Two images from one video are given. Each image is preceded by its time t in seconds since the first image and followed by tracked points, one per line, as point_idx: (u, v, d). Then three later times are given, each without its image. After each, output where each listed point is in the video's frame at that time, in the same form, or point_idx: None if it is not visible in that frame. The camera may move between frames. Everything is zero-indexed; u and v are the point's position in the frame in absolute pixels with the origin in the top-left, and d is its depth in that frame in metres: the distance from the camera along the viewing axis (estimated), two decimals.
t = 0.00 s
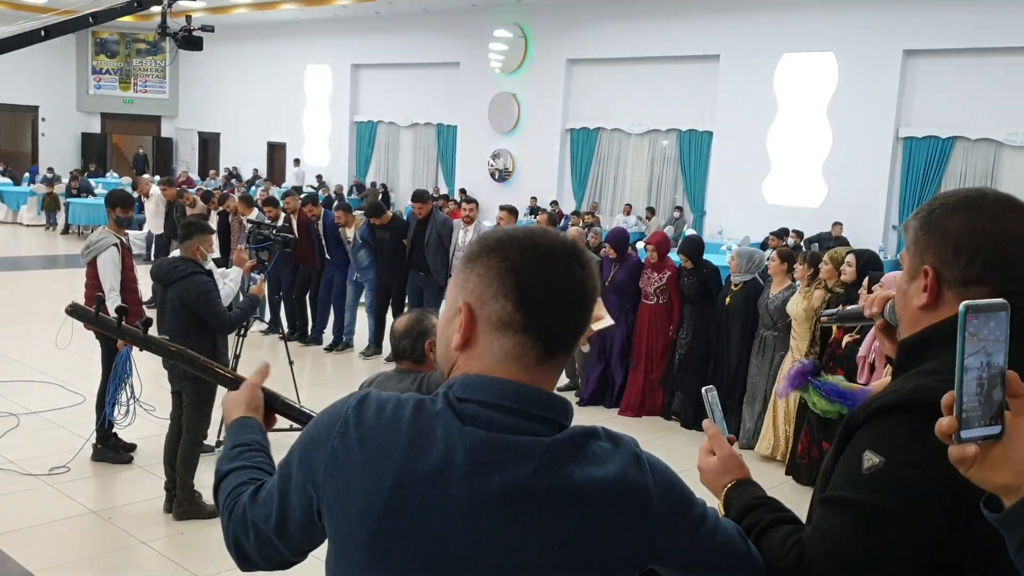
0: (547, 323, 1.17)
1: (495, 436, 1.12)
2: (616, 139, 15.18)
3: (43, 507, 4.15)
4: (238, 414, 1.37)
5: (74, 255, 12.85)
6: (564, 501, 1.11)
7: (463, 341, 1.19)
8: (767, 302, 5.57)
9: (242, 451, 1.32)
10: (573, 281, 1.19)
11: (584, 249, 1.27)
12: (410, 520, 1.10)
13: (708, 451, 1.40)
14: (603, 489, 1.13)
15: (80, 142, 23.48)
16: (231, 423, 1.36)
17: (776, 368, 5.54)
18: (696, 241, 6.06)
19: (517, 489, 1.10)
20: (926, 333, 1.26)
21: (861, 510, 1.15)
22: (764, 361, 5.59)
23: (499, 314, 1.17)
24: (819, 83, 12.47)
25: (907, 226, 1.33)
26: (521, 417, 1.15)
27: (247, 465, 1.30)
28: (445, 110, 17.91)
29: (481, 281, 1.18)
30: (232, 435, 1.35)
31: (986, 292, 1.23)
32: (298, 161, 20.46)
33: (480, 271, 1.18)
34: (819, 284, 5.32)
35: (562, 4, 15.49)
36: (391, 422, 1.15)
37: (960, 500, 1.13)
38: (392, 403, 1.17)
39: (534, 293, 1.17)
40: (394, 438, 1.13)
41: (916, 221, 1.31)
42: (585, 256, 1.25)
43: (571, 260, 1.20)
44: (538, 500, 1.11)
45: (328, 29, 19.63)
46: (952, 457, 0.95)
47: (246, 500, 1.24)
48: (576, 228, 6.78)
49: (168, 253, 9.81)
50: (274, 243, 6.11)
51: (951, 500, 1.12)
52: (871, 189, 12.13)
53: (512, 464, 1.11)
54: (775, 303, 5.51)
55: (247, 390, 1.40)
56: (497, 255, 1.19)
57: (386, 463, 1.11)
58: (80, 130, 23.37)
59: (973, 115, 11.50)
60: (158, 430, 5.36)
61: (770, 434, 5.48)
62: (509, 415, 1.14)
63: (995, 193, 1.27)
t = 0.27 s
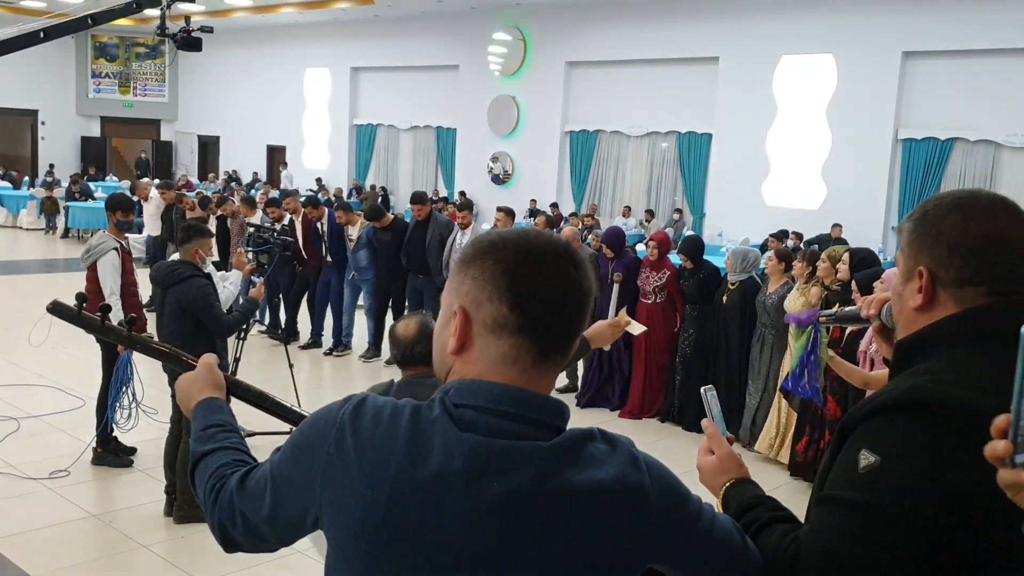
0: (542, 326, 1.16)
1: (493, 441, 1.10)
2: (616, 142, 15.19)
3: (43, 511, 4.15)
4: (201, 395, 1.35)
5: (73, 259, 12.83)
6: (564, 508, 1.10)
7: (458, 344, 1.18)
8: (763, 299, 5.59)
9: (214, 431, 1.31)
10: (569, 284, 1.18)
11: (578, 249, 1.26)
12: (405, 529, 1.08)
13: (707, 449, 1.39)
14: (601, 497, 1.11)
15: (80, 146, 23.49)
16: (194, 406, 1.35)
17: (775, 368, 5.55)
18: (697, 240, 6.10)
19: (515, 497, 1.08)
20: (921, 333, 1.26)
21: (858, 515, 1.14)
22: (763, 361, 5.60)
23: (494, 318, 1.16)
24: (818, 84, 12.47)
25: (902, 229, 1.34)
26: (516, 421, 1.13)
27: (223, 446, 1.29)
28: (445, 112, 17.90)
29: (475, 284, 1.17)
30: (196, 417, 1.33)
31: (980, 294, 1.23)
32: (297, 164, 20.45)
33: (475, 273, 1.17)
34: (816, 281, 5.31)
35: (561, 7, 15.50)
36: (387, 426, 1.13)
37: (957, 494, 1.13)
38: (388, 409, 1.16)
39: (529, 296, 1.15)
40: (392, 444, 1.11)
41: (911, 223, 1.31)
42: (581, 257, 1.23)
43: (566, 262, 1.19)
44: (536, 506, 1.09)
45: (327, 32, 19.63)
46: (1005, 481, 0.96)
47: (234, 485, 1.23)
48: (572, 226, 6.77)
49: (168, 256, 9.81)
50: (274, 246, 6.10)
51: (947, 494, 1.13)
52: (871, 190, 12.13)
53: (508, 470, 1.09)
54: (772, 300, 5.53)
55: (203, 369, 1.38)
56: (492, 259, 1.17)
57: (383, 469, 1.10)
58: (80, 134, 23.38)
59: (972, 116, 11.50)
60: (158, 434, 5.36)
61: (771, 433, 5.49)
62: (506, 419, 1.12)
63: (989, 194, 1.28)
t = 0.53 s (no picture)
0: (539, 326, 1.14)
1: (487, 444, 1.07)
2: (616, 143, 15.20)
3: (43, 513, 4.14)
4: (189, 403, 1.30)
5: (73, 261, 12.83)
6: (563, 511, 1.08)
7: (454, 346, 1.15)
8: (757, 301, 5.63)
9: (204, 442, 1.25)
10: (565, 286, 1.16)
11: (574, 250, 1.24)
12: (397, 535, 1.04)
13: (702, 450, 1.39)
14: (598, 496, 1.10)
15: (80, 147, 23.50)
16: (182, 414, 1.30)
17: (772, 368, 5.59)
18: (696, 240, 6.08)
19: (511, 500, 1.06)
20: (915, 333, 1.26)
21: (856, 522, 1.13)
22: (762, 362, 5.63)
23: (490, 319, 1.13)
24: (818, 86, 12.48)
25: (898, 230, 1.34)
26: (510, 422, 1.10)
27: (211, 457, 1.23)
28: (444, 114, 17.91)
29: (471, 284, 1.14)
30: (183, 428, 1.28)
31: (975, 293, 1.24)
32: (297, 165, 20.47)
33: (472, 274, 1.15)
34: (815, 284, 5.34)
35: (561, 8, 15.50)
36: (377, 431, 1.09)
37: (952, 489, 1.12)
38: (380, 415, 1.11)
39: (526, 297, 1.13)
40: (385, 450, 1.07)
41: (907, 223, 1.31)
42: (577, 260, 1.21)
43: (562, 263, 1.17)
44: (533, 507, 1.07)
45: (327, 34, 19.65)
46: None
47: (224, 499, 1.16)
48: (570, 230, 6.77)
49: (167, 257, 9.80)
50: (274, 248, 6.10)
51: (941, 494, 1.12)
52: (871, 192, 12.13)
53: (502, 471, 1.07)
54: (766, 302, 5.57)
55: (195, 377, 1.33)
56: (488, 259, 1.15)
57: (376, 474, 1.05)
58: (80, 136, 23.41)
59: (973, 118, 11.51)
60: (158, 435, 5.36)
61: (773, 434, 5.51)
62: (501, 421, 1.10)
63: (985, 194, 1.28)
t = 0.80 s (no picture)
0: (527, 326, 1.13)
1: (475, 449, 1.06)
2: (616, 146, 15.20)
3: (42, 516, 4.14)
4: (180, 411, 1.28)
5: (73, 264, 12.83)
6: (554, 513, 1.07)
7: (443, 349, 1.15)
8: (756, 302, 5.64)
9: (192, 449, 1.24)
10: (552, 288, 1.15)
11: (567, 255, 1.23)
12: (385, 540, 1.04)
13: (698, 451, 1.38)
14: (590, 498, 1.09)
15: (79, 150, 23.50)
16: (172, 422, 1.28)
17: (769, 370, 5.59)
18: (696, 241, 6.07)
19: (500, 505, 1.05)
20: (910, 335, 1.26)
21: (841, 524, 1.14)
22: (759, 365, 5.64)
23: (476, 320, 1.12)
24: (818, 89, 12.49)
25: (894, 232, 1.34)
26: (497, 427, 1.10)
27: (201, 465, 1.22)
28: (444, 116, 17.91)
29: (459, 287, 1.14)
30: (173, 435, 1.26)
31: (969, 295, 1.24)
32: (297, 168, 20.47)
33: (459, 277, 1.15)
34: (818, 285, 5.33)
35: (561, 10, 15.51)
36: (365, 437, 1.09)
37: (940, 491, 1.13)
38: (368, 420, 1.11)
39: (512, 298, 1.12)
40: (372, 455, 1.07)
41: (902, 226, 1.31)
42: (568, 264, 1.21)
43: (551, 265, 1.16)
44: (524, 510, 1.06)
45: (327, 36, 19.65)
46: None
47: (215, 508, 1.15)
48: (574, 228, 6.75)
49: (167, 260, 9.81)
50: (273, 251, 6.11)
51: (930, 496, 1.12)
52: (870, 194, 12.14)
53: (490, 476, 1.06)
54: (766, 304, 5.58)
55: (186, 383, 1.31)
56: (475, 261, 1.15)
57: (365, 479, 1.06)
58: (80, 139, 23.41)
59: (972, 120, 11.53)
60: (158, 438, 5.35)
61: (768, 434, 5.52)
62: (488, 426, 1.09)
63: (980, 195, 1.28)
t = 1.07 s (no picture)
0: (514, 325, 1.13)
1: (462, 455, 1.06)
2: (616, 145, 15.20)
3: (43, 517, 4.14)
4: (190, 429, 1.30)
5: (74, 265, 12.85)
6: (546, 517, 1.07)
7: (430, 353, 1.14)
8: (758, 302, 5.63)
9: (199, 470, 1.24)
10: (537, 288, 1.15)
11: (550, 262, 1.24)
12: (377, 544, 1.04)
13: (697, 442, 1.39)
14: (580, 501, 1.08)
15: (80, 152, 23.53)
16: (184, 441, 1.29)
17: (770, 369, 5.59)
18: (701, 241, 6.06)
19: (489, 511, 1.04)
20: (905, 334, 1.26)
21: (831, 522, 1.15)
22: (759, 364, 5.63)
23: (462, 319, 1.13)
24: (818, 87, 12.48)
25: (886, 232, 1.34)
26: (485, 431, 1.09)
27: (206, 485, 1.22)
28: (444, 117, 17.90)
29: (445, 289, 1.15)
30: (184, 455, 1.27)
31: (964, 292, 1.24)
32: (297, 169, 20.47)
33: (445, 280, 1.15)
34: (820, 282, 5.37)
35: (561, 10, 15.50)
36: (353, 445, 1.08)
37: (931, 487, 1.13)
38: (354, 429, 1.10)
39: (497, 296, 1.13)
40: (360, 463, 1.07)
41: (895, 227, 1.31)
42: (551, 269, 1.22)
43: (534, 268, 1.17)
44: (516, 513, 1.06)
45: (327, 37, 19.64)
46: None
47: (216, 526, 1.15)
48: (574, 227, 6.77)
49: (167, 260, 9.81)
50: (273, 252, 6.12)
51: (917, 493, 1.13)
52: (871, 192, 12.14)
53: (480, 481, 1.05)
54: (768, 302, 5.56)
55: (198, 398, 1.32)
56: (459, 264, 1.15)
57: (354, 489, 1.05)
58: (80, 141, 23.44)
59: (972, 118, 11.52)
60: (159, 439, 5.36)
61: (769, 432, 5.53)
62: (476, 431, 1.08)
63: (972, 194, 1.27)
